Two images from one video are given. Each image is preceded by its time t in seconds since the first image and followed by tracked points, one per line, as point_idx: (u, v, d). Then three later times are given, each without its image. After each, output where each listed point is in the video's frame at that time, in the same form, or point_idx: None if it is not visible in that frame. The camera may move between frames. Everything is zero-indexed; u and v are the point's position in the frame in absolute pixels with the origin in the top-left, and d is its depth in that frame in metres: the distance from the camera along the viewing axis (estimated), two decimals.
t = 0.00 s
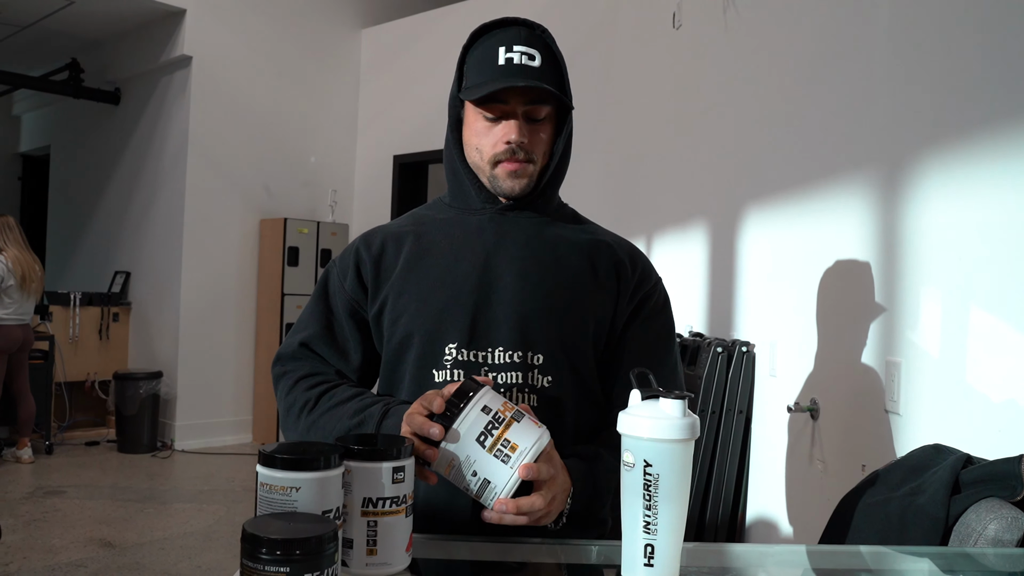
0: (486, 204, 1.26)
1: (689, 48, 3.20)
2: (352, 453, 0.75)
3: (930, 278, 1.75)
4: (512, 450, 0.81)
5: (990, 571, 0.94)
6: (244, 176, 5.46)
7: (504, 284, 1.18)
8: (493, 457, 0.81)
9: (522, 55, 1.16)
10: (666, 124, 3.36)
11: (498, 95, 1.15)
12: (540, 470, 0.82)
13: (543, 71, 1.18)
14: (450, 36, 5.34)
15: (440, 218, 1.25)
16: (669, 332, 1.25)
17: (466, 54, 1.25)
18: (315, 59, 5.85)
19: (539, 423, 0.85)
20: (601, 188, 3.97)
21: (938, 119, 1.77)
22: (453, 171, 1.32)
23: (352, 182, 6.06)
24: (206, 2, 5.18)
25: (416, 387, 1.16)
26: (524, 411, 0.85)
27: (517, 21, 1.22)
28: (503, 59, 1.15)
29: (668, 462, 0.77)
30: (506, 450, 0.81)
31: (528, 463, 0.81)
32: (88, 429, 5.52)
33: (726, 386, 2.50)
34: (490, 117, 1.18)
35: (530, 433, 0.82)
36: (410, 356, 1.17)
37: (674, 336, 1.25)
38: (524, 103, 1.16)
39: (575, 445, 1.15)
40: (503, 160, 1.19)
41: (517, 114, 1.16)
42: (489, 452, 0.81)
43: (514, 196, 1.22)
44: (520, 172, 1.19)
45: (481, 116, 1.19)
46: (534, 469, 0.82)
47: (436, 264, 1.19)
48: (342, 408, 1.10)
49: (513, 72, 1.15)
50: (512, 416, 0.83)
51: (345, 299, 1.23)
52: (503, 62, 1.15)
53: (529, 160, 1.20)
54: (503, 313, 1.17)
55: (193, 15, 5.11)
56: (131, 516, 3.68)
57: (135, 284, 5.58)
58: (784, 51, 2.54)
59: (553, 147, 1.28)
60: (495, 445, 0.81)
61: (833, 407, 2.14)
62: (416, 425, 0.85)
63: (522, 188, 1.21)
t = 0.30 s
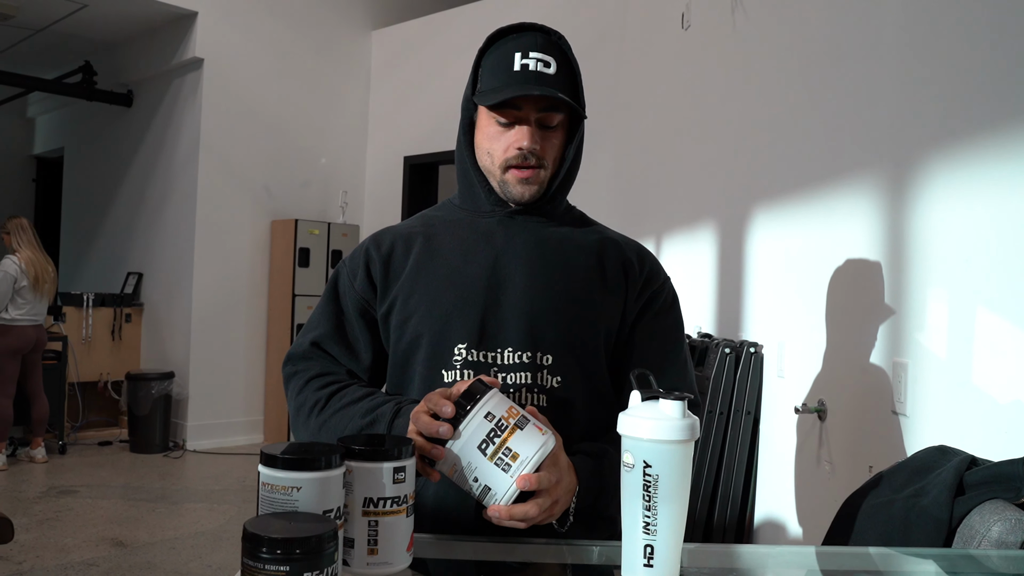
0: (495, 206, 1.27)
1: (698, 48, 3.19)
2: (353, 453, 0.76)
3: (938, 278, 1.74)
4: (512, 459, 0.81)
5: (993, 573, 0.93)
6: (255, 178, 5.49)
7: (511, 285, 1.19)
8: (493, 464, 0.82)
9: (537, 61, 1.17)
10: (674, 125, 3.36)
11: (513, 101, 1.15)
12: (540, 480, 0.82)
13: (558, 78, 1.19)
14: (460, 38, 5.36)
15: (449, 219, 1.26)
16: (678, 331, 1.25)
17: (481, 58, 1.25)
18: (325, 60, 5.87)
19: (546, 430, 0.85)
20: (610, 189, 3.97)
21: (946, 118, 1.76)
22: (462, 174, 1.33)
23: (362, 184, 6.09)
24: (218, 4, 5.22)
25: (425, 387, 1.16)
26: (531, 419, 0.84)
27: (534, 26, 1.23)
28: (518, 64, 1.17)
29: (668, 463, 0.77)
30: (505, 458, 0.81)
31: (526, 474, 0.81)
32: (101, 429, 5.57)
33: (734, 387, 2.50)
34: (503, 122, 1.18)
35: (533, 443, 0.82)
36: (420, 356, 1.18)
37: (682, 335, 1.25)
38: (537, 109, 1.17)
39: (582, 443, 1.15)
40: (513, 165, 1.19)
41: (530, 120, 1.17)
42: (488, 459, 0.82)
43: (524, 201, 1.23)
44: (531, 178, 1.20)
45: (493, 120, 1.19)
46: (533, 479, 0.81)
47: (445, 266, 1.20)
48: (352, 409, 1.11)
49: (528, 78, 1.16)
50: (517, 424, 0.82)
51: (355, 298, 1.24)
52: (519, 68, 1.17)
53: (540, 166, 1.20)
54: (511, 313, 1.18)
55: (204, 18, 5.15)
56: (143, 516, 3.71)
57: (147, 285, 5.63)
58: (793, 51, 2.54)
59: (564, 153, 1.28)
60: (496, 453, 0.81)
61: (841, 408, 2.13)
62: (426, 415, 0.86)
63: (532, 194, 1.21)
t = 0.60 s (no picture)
0: (499, 207, 1.27)
1: (703, 48, 3.19)
2: (349, 454, 0.77)
3: (940, 279, 1.74)
4: (501, 471, 0.81)
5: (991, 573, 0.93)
6: (262, 180, 5.52)
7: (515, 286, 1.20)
8: (483, 473, 0.82)
9: (541, 62, 1.18)
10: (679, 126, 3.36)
11: (516, 100, 1.17)
12: (529, 493, 0.82)
13: (562, 79, 1.19)
14: (466, 40, 5.37)
15: (454, 220, 1.27)
16: (682, 331, 1.26)
17: (486, 60, 1.26)
18: (332, 63, 5.90)
19: (544, 441, 0.83)
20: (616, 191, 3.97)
21: (949, 117, 1.76)
22: (467, 175, 1.33)
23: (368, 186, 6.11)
24: (225, 8, 5.25)
25: (428, 389, 1.17)
26: (527, 430, 0.83)
27: (539, 27, 1.24)
28: (523, 65, 1.17)
29: (663, 465, 0.77)
30: (493, 469, 0.81)
31: (512, 488, 0.81)
32: (110, 431, 5.61)
33: (739, 389, 2.56)
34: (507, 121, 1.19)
35: (524, 456, 0.81)
36: (424, 358, 1.19)
37: (686, 334, 1.25)
38: (540, 110, 1.19)
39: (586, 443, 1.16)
40: (517, 164, 1.20)
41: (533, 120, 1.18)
42: (478, 467, 0.82)
43: (529, 202, 1.23)
44: (534, 178, 1.21)
45: (498, 119, 1.20)
46: (520, 492, 0.81)
47: (449, 267, 1.21)
48: (358, 408, 1.12)
49: (532, 78, 1.17)
50: (510, 435, 0.82)
51: (361, 300, 1.25)
52: (523, 68, 1.17)
53: (544, 166, 1.21)
54: (515, 314, 1.18)
55: (212, 22, 5.18)
56: (151, 517, 3.73)
57: (155, 287, 5.66)
58: (797, 51, 2.53)
59: (569, 154, 1.29)
60: (487, 462, 0.82)
61: (845, 409, 2.13)
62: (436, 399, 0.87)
63: (536, 193, 1.22)
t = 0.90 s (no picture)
0: (501, 211, 1.28)
1: (709, 50, 3.19)
2: (348, 457, 0.78)
3: (944, 281, 1.74)
4: (491, 491, 0.83)
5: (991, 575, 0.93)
6: (270, 185, 5.55)
7: (517, 292, 1.20)
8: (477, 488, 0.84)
9: (547, 66, 1.19)
10: (685, 128, 3.36)
11: (521, 101, 1.18)
12: (516, 517, 0.83)
13: (568, 83, 1.20)
14: (474, 43, 5.39)
15: (458, 226, 1.28)
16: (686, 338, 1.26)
17: (492, 63, 1.27)
18: (340, 68, 5.93)
19: (545, 468, 0.82)
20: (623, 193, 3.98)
21: (953, 118, 1.75)
22: (471, 180, 1.34)
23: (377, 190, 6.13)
24: (234, 14, 5.29)
25: (429, 394, 1.17)
26: (529, 457, 0.82)
27: (546, 32, 1.25)
28: (528, 68, 1.18)
29: (660, 467, 0.77)
30: (484, 488, 0.83)
31: (497, 510, 0.82)
32: (121, 435, 5.65)
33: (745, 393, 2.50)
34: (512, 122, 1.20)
35: (516, 482, 0.82)
36: (425, 363, 1.19)
37: (690, 342, 1.25)
38: (545, 113, 1.20)
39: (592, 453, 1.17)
40: (519, 167, 1.21)
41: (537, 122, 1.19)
42: (474, 481, 0.85)
43: (530, 205, 1.24)
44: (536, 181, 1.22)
45: (501, 121, 1.21)
46: (507, 515, 0.82)
47: (451, 273, 1.22)
48: (351, 400, 1.12)
49: (537, 81, 1.18)
50: (507, 458, 0.83)
51: (363, 302, 1.26)
52: (529, 71, 1.18)
53: (546, 170, 1.22)
54: (516, 319, 1.19)
55: (220, 28, 5.22)
56: (161, 520, 3.75)
57: (165, 292, 5.71)
58: (802, 52, 2.53)
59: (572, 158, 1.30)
60: (482, 478, 0.84)
61: (851, 411, 2.12)
62: (494, 385, 0.88)
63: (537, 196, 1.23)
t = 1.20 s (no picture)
0: (506, 209, 1.29)
1: (718, 48, 3.18)
2: (350, 456, 0.78)
3: (951, 279, 1.73)
4: (497, 501, 0.83)
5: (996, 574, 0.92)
6: (281, 186, 5.58)
7: (521, 290, 1.21)
8: (480, 499, 0.84)
9: (559, 67, 1.18)
10: (695, 126, 3.36)
11: (531, 102, 1.19)
12: (524, 524, 0.83)
13: (579, 86, 1.20)
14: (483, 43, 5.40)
15: (463, 224, 1.29)
16: (688, 340, 1.26)
17: (505, 62, 1.27)
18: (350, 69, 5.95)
19: (545, 471, 0.84)
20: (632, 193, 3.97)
21: (961, 115, 1.74)
22: (478, 178, 1.35)
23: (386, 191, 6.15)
24: (244, 16, 5.33)
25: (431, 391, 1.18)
26: (528, 460, 0.84)
27: (560, 33, 1.24)
28: (541, 69, 1.18)
29: (660, 466, 0.78)
30: (489, 499, 0.83)
31: (505, 519, 0.82)
32: (134, 436, 5.69)
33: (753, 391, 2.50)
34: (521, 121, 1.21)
35: (520, 488, 0.83)
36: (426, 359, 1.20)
37: (692, 344, 1.26)
38: (554, 113, 1.21)
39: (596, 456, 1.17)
40: (526, 166, 1.22)
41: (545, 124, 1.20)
42: (476, 492, 0.84)
43: (534, 205, 1.25)
44: (541, 181, 1.23)
45: (511, 120, 1.22)
46: (516, 522, 0.83)
47: (455, 271, 1.22)
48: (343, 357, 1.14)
49: (549, 83, 1.17)
50: (508, 465, 0.83)
51: (365, 289, 1.27)
52: (541, 72, 1.18)
53: (552, 172, 1.23)
54: (519, 318, 1.19)
55: (231, 30, 5.25)
56: (174, 520, 3.78)
57: (177, 293, 5.75)
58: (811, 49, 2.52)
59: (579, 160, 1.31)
60: (485, 489, 0.84)
61: (860, 410, 2.12)
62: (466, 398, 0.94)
63: (541, 196, 1.23)
